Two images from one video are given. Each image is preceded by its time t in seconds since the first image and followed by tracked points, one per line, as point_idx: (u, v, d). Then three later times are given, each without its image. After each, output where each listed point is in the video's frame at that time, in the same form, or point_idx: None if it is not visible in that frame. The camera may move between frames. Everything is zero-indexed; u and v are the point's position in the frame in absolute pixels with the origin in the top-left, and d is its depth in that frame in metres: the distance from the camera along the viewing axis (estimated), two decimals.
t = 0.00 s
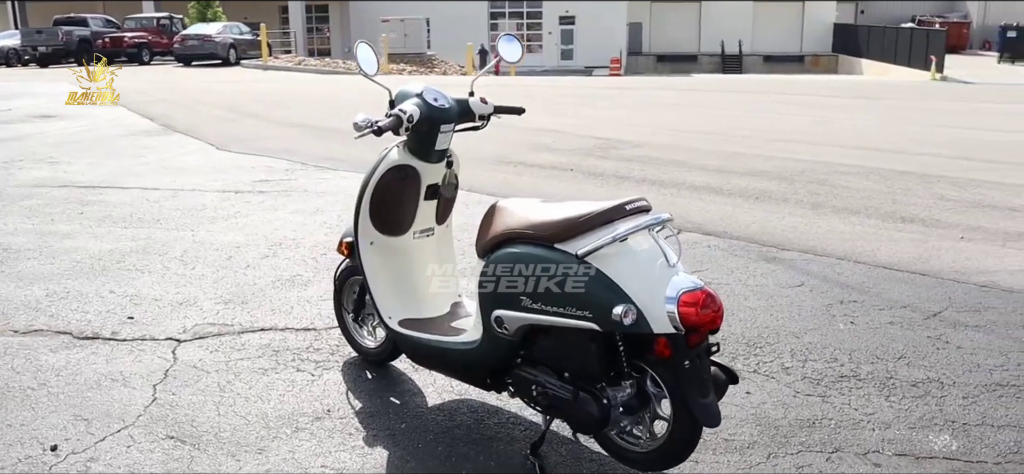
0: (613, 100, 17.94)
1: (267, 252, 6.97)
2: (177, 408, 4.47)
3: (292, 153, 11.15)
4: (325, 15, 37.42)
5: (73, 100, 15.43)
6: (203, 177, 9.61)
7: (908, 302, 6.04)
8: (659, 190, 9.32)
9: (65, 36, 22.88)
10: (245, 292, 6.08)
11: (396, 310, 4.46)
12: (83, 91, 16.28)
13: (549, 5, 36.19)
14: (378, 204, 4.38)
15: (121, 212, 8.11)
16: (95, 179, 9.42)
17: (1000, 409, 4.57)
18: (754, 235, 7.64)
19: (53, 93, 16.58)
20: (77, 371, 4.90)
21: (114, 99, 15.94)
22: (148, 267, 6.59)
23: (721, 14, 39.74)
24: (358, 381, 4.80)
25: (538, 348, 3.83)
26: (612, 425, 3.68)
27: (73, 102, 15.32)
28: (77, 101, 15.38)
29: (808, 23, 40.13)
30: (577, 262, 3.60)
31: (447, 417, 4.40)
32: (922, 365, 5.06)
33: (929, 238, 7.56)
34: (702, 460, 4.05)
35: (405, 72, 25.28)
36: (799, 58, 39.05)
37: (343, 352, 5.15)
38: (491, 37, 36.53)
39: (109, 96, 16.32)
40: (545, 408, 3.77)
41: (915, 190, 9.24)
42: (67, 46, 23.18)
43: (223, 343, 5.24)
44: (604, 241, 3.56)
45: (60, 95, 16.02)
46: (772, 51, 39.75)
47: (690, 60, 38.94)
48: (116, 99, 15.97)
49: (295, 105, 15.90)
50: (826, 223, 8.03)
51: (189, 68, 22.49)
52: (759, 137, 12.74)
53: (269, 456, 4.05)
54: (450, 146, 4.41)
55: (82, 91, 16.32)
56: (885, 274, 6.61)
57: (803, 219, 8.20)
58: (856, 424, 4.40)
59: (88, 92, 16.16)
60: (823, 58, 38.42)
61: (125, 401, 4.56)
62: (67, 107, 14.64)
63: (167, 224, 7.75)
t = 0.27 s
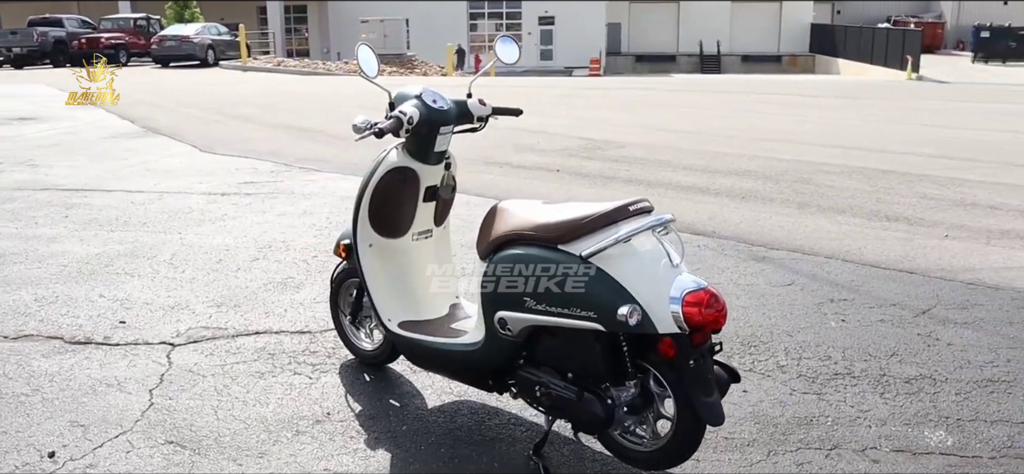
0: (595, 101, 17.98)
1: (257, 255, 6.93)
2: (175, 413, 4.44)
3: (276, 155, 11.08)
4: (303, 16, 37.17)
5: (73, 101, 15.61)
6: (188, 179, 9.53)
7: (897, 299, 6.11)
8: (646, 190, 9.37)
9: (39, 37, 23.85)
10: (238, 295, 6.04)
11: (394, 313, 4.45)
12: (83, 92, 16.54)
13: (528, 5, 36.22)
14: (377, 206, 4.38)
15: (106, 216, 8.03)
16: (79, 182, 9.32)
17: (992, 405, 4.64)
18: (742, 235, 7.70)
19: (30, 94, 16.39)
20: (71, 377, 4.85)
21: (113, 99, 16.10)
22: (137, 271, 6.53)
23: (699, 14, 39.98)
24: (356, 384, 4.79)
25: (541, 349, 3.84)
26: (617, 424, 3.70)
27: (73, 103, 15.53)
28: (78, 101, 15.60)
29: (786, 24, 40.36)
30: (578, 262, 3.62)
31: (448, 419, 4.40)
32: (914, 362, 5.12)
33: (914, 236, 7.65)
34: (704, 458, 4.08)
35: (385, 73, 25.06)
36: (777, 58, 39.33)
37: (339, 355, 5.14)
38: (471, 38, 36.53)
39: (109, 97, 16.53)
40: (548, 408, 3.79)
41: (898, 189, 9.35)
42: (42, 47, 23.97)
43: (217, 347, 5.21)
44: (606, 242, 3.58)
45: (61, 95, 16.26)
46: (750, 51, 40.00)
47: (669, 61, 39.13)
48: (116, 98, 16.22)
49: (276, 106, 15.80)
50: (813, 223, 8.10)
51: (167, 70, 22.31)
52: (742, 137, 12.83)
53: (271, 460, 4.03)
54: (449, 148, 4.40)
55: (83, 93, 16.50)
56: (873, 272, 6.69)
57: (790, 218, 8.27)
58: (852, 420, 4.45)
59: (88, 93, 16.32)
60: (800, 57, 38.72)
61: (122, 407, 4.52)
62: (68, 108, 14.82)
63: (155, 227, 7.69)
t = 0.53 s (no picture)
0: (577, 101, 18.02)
1: (248, 257, 6.90)
2: (174, 418, 4.41)
3: (261, 156, 11.01)
4: (282, 17, 36.93)
5: (74, 101, 15.82)
6: (174, 182, 9.47)
7: (887, 297, 6.18)
8: (633, 191, 9.42)
9: (15, 39, 24.06)
10: (231, 299, 6.02)
11: (394, 315, 4.46)
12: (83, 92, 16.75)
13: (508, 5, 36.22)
14: (377, 208, 4.38)
15: (93, 219, 7.96)
16: (63, 186, 9.24)
17: (984, 400, 4.71)
18: (731, 234, 7.76)
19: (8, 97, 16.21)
20: (66, 382, 4.81)
21: (114, 99, 16.32)
22: (127, 275, 6.48)
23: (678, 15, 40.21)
24: (355, 386, 4.79)
25: (545, 349, 3.86)
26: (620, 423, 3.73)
27: (73, 103, 15.72)
28: (78, 102, 15.80)
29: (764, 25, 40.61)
30: (578, 262, 3.66)
31: (448, 420, 4.41)
32: (906, 359, 5.18)
33: (900, 235, 7.74)
34: (705, 456, 4.11)
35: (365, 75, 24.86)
36: (755, 58, 39.58)
37: (336, 358, 5.13)
38: (451, 39, 36.53)
39: (109, 97, 16.75)
40: (552, 408, 3.81)
41: (882, 188, 9.46)
42: (17, 49, 24.13)
43: (213, 351, 5.18)
44: (608, 243, 3.61)
45: (61, 95, 16.51)
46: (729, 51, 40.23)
47: (648, 61, 39.29)
48: (116, 98, 16.44)
49: (258, 108, 15.71)
50: (800, 222, 8.18)
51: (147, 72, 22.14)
52: (726, 137, 12.92)
53: (273, 464, 4.01)
54: (448, 150, 4.41)
55: (84, 93, 16.69)
56: (862, 270, 6.76)
57: (777, 217, 8.34)
58: (849, 417, 4.50)
59: (88, 93, 16.54)
60: (778, 58, 38.99)
61: (119, 412, 4.49)
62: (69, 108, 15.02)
63: (142, 231, 7.63)
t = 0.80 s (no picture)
0: (559, 102, 18.04)
1: (238, 259, 6.87)
2: (171, 421, 4.39)
3: (245, 157, 10.94)
4: (260, 18, 36.69)
5: (74, 101, 16.05)
6: (159, 184, 9.40)
7: (875, 295, 6.26)
8: (620, 190, 9.47)
9: None
10: (223, 301, 5.99)
11: (393, 316, 4.46)
12: (83, 92, 16.96)
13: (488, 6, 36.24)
14: (376, 209, 4.38)
15: (78, 222, 7.89)
16: (45, 188, 9.14)
17: (975, 394, 4.78)
18: (719, 233, 7.81)
19: None
20: (60, 386, 4.77)
21: (113, 99, 16.58)
22: (116, 278, 6.43)
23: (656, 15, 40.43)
24: (353, 387, 4.78)
25: (546, 348, 3.88)
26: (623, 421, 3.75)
27: (74, 103, 15.93)
28: (78, 102, 16.01)
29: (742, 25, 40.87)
30: (578, 261, 3.68)
31: (448, 420, 4.41)
32: (897, 355, 5.25)
33: (885, 233, 7.84)
34: (704, 453, 4.15)
35: (345, 74, 24.70)
36: (733, 58, 39.83)
37: (332, 359, 5.12)
38: (430, 39, 36.48)
39: (108, 96, 17.00)
40: (554, 407, 3.83)
41: (866, 187, 9.57)
42: None
43: (208, 353, 5.16)
44: (609, 243, 3.63)
45: (61, 95, 16.71)
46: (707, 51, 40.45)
47: (627, 61, 39.42)
48: (116, 98, 16.67)
49: (240, 109, 15.61)
50: (786, 220, 8.26)
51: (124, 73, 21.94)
52: (709, 137, 13.01)
53: (275, 465, 4.00)
54: (445, 150, 4.42)
55: (84, 92, 16.96)
56: (849, 268, 6.84)
57: (763, 216, 8.41)
58: (844, 413, 4.56)
59: (89, 93, 16.79)
60: (756, 57, 39.25)
61: (116, 416, 4.46)
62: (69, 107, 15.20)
63: (129, 233, 7.57)
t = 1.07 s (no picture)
0: (541, 103, 18.07)
1: (228, 262, 6.83)
2: (169, 426, 4.37)
3: (229, 159, 10.88)
4: (238, 19, 36.45)
5: (74, 101, 16.23)
6: (144, 187, 9.33)
7: (864, 293, 6.33)
8: (607, 191, 9.52)
9: None
10: (215, 304, 5.96)
11: (391, 318, 4.47)
12: (83, 92, 17.21)
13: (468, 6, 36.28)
14: (374, 210, 4.38)
15: (64, 226, 7.82)
16: (29, 192, 9.05)
17: (965, 390, 4.85)
18: (706, 233, 7.87)
19: None
20: (54, 391, 4.73)
21: (113, 99, 16.82)
22: (105, 281, 6.39)
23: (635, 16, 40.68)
24: (350, 389, 4.77)
25: (547, 348, 3.90)
26: (625, 420, 3.78)
27: (74, 103, 16.14)
28: (78, 101, 16.23)
29: (721, 26, 41.13)
30: (579, 261, 3.71)
31: (448, 421, 4.43)
32: (888, 352, 5.32)
33: (871, 231, 7.93)
34: (703, 450, 4.19)
35: (326, 76, 24.59)
36: (712, 58, 40.07)
37: (328, 361, 5.11)
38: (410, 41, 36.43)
39: (109, 96, 17.24)
40: (555, 406, 3.85)
41: (849, 186, 9.68)
42: None
43: (202, 357, 5.14)
44: (609, 243, 3.66)
45: (61, 95, 16.94)
46: (686, 51, 40.69)
47: (607, 62, 39.56)
48: (116, 99, 16.92)
49: (221, 111, 15.52)
50: (773, 220, 8.33)
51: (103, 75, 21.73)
52: (693, 137, 13.09)
53: (276, 468, 4.00)
54: (443, 152, 4.42)
55: (84, 92, 17.18)
56: (837, 267, 6.91)
57: (750, 216, 8.49)
58: (839, 409, 4.62)
59: (89, 92, 16.99)
60: (735, 58, 39.52)
61: (113, 420, 4.43)
62: (69, 107, 15.38)
63: (115, 236, 7.51)
